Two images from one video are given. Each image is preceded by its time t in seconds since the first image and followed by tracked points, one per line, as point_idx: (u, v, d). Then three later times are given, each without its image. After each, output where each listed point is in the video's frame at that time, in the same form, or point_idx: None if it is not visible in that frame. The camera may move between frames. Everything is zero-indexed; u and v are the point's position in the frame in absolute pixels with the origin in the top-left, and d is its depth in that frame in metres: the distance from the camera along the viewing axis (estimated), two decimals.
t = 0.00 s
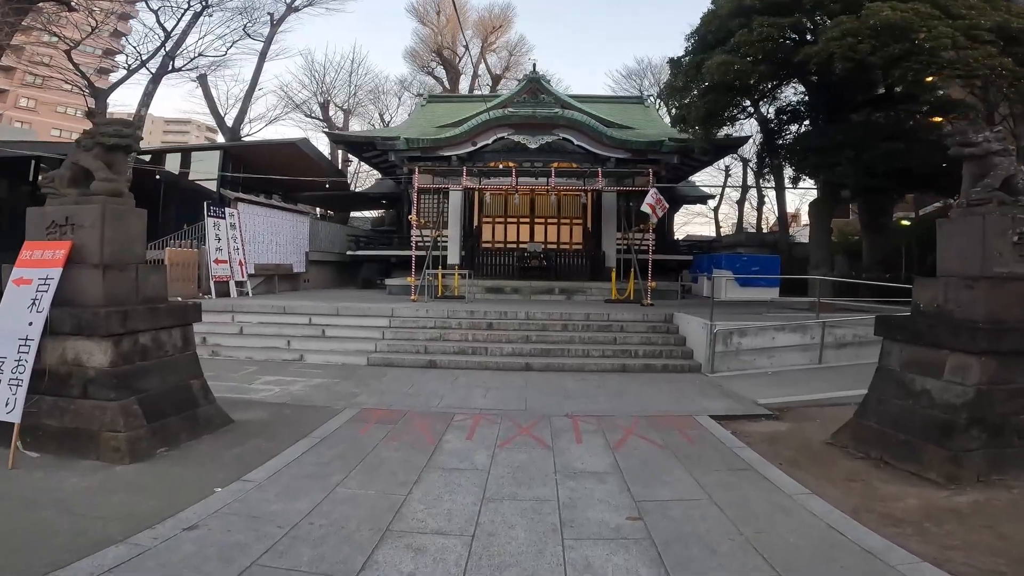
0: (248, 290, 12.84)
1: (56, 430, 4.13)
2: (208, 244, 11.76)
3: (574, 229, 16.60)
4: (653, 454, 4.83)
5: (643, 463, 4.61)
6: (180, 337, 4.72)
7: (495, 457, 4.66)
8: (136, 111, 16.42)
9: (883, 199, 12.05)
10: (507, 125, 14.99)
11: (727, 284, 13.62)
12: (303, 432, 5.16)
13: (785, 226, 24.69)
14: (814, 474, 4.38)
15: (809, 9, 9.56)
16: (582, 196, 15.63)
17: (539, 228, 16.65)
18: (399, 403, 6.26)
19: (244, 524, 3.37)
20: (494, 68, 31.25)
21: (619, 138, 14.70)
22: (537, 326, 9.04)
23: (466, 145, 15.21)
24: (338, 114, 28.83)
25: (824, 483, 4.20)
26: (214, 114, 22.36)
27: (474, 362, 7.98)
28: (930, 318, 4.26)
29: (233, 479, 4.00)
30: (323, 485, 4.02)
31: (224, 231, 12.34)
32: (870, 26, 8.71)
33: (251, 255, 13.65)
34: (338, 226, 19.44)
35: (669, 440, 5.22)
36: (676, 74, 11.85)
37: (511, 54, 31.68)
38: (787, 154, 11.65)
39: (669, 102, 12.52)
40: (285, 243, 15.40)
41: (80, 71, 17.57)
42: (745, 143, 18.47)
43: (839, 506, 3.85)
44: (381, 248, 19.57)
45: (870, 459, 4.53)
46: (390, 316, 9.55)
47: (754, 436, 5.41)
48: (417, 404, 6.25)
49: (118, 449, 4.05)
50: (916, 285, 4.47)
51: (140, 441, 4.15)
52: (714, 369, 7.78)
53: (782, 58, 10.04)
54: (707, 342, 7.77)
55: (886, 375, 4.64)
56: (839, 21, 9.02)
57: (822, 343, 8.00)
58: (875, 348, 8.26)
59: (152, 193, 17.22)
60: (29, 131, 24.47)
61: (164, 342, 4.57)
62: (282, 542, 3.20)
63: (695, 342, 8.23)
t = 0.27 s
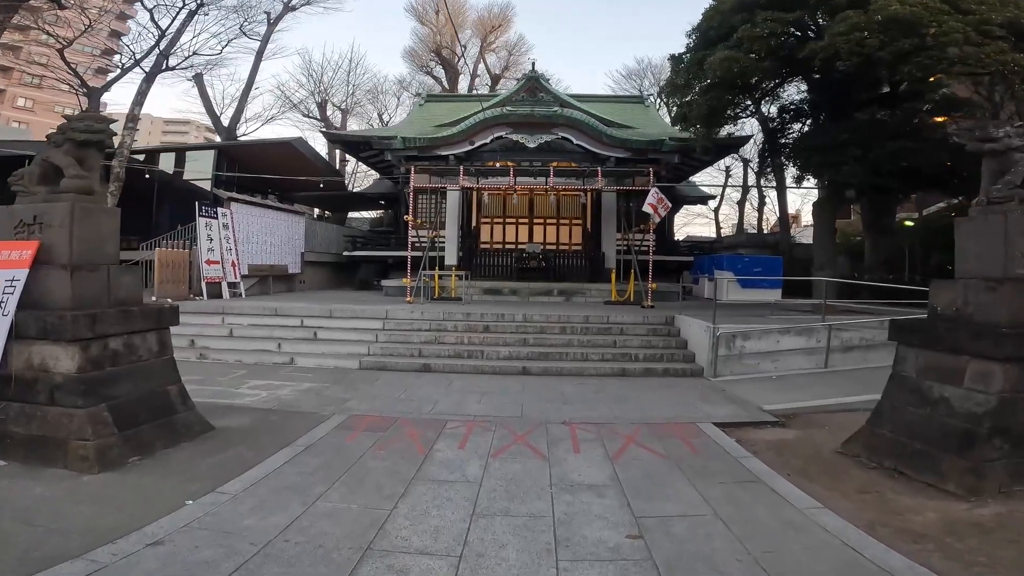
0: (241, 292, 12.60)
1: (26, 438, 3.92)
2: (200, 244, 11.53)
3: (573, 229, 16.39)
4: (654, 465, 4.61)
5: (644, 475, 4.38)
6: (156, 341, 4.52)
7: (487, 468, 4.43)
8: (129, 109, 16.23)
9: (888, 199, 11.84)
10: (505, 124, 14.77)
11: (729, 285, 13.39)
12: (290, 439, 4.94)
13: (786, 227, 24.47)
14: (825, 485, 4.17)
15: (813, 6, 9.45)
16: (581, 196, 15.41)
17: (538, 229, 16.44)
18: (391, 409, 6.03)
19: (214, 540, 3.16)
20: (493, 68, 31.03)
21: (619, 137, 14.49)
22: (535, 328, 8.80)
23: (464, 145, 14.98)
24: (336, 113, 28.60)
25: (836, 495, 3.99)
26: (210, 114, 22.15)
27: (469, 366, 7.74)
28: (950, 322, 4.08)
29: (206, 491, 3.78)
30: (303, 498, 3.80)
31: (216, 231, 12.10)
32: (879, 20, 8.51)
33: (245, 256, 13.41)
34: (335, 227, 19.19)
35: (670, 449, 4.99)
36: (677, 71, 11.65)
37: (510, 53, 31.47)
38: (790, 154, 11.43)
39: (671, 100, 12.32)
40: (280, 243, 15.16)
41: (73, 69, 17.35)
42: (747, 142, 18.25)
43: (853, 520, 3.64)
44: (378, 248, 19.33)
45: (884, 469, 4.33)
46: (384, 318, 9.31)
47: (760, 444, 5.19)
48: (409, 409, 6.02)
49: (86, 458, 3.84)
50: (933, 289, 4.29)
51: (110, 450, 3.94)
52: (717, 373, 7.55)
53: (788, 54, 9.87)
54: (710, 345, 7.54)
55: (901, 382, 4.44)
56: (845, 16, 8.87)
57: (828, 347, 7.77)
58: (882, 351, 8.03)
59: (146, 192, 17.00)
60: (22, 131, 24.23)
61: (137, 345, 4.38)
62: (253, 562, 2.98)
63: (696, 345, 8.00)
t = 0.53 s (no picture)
0: (235, 294, 12.45)
1: None
2: (193, 245, 11.34)
3: (573, 230, 16.29)
4: (657, 477, 4.40)
5: (647, 487, 4.18)
6: (133, 346, 4.34)
7: (480, 479, 4.23)
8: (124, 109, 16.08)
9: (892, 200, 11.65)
10: (503, 123, 14.61)
11: (731, 286, 13.20)
12: (277, 448, 4.74)
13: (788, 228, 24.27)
14: (837, 496, 3.98)
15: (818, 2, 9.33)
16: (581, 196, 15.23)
17: (537, 230, 16.33)
18: (383, 415, 5.82)
19: (184, 558, 2.97)
20: (492, 68, 30.86)
21: (619, 137, 14.30)
22: (533, 331, 8.60)
23: (462, 144, 14.79)
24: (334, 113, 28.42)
25: (848, 507, 3.81)
26: (206, 114, 21.97)
27: (465, 370, 7.54)
28: (970, 327, 3.91)
29: (180, 503, 3.60)
30: (284, 511, 3.60)
31: (209, 232, 11.89)
32: (887, 15, 8.33)
33: (240, 257, 13.22)
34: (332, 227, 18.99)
35: (674, 459, 4.79)
36: (678, 69, 11.48)
37: (510, 53, 31.31)
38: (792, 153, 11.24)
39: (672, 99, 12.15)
40: (275, 244, 14.95)
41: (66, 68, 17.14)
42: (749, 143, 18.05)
43: (867, 533, 3.45)
44: (376, 249, 19.13)
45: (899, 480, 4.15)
46: (379, 321, 9.10)
47: (766, 452, 4.99)
48: (402, 416, 5.81)
49: (58, 467, 3.66)
50: (952, 292, 4.13)
51: (82, 458, 3.76)
52: (720, 378, 7.35)
53: (794, 50, 9.69)
54: (712, 349, 7.35)
55: (916, 389, 4.27)
56: (852, 11, 8.71)
57: (834, 350, 7.57)
58: (888, 354, 7.84)
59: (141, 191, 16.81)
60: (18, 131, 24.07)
61: (112, 350, 4.20)
62: None
63: (698, 348, 7.81)
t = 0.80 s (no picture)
0: (229, 294, 12.26)
1: None
2: (185, 245, 11.14)
3: (573, 230, 16.06)
4: (661, 486, 4.20)
5: (651, 497, 3.98)
6: (110, 349, 4.18)
7: (476, 490, 4.02)
8: (119, 108, 15.91)
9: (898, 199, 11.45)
10: (503, 122, 14.43)
11: (733, 287, 13.00)
12: (265, 454, 4.54)
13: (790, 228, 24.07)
14: (853, 506, 3.80)
15: None
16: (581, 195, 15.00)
17: (537, 230, 16.12)
18: (377, 420, 5.62)
19: None
20: (492, 67, 30.68)
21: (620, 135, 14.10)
22: (533, 333, 8.38)
23: (461, 143, 14.59)
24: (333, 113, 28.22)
25: (865, 518, 3.63)
26: (203, 113, 21.77)
27: (462, 373, 7.32)
28: (995, 331, 3.77)
29: (155, 514, 3.43)
30: (265, 524, 3.39)
31: (203, 232, 11.67)
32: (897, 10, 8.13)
33: (235, 257, 13.01)
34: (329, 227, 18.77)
35: (681, 467, 4.59)
36: (681, 66, 11.30)
37: (510, 52, 31.13)
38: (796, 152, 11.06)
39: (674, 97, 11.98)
40: (271, 244, 14.74)
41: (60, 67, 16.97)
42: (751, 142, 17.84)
43: (886, 546, 3.27)
44: (374, 249, 18.91)
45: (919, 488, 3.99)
46: (375, 322, 8.89)
47: (777, 459, 4.80)
48: (396, 421, 5.60)
49: (28, 475, 3.52)
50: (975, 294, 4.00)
51: (53, 466, 3.61)
52: (725, 381, 7.14)
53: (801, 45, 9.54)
54: (717, 351, 7.13)
55: (937, 394, 4.13)
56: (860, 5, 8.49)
57: (842, 353, 7.36)
58: (898, 356, 7.64)
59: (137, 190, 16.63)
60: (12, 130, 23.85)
61: (88, 353, 4.03)
62: None
63: (703, 351, 7.59)
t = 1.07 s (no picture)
0: (224, 295, 12.05)
1: None
2: (179, 245, 10.91)
3: (574, 230, 15.83)
4: (671, 498, 3.98)
5: (661, 511, 3.76)
6: (87, 354, 4.01)
7: (475, 504, 3.80)
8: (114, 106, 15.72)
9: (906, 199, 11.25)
10: (503, 121, 14.14)
11: (737, 288, 12.78)
12: (256, 463, 4.34)
13: (793, 229, 23.86)
14: (877, 519, 3.63)
15: None
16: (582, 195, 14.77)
17: (537, 230, 15.89)
18: (374, 427, 5.40)
19: None
20: (492, 66, 30.48)
21: (622, 134, 13.87)
22: (534, 335, 8.16)
23: (461, 141, 14.32)
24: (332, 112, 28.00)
25: (891, 531, 3.45)
26: (200, 112, 21.55)
27: (462, 376, 7.11)
28: None
29: (130, 528, 3.23)
30: (249, 540, 3.18)
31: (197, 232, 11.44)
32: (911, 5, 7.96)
33: (231, 257, 12.77)
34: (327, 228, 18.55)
35: (691, 478, 4.37)
36: (686, 62, 11.11)
37: (510, 52, 30.93)
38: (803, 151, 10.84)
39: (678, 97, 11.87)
40: (268, 244, 14.50)
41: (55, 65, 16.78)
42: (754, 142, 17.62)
43: (916, 563, 3.09)
44: (372, 250, 18.68)
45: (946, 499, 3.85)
46: (371, 324, 8.66)
47: (791, 467, 4.61)
48: (393, 429, 5.38)
49: None
50: (1003, 296, 3.89)
51: (26, 475, 3.44)
52: (733, 386, 6.92)
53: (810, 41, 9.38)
54: (725, 355, 6.91)
55: (963, 401, 4.01)
56: None
57: (854, 356, 7.16)
58: (910, 359, 7.44)
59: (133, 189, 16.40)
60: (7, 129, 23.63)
61: (64, 358, 3.86)
62: None
63: (709, 354, 7.37)
